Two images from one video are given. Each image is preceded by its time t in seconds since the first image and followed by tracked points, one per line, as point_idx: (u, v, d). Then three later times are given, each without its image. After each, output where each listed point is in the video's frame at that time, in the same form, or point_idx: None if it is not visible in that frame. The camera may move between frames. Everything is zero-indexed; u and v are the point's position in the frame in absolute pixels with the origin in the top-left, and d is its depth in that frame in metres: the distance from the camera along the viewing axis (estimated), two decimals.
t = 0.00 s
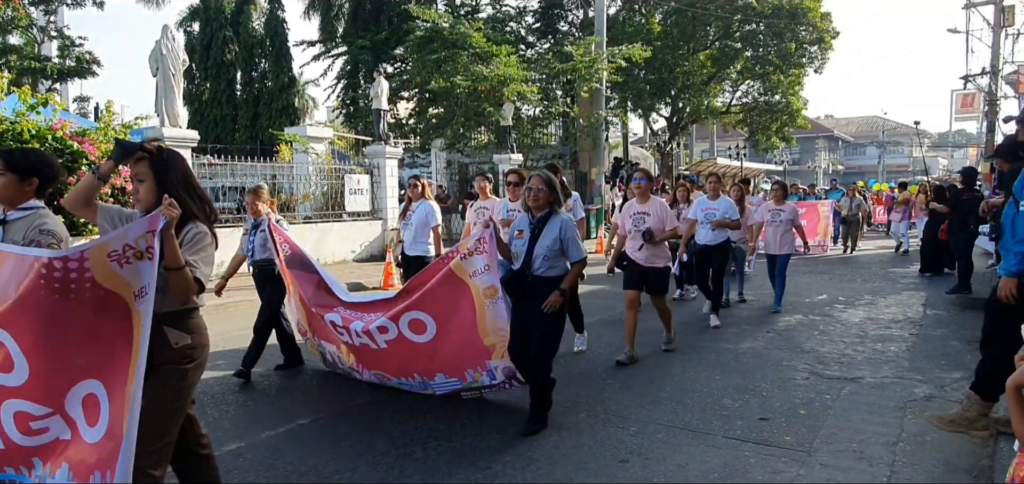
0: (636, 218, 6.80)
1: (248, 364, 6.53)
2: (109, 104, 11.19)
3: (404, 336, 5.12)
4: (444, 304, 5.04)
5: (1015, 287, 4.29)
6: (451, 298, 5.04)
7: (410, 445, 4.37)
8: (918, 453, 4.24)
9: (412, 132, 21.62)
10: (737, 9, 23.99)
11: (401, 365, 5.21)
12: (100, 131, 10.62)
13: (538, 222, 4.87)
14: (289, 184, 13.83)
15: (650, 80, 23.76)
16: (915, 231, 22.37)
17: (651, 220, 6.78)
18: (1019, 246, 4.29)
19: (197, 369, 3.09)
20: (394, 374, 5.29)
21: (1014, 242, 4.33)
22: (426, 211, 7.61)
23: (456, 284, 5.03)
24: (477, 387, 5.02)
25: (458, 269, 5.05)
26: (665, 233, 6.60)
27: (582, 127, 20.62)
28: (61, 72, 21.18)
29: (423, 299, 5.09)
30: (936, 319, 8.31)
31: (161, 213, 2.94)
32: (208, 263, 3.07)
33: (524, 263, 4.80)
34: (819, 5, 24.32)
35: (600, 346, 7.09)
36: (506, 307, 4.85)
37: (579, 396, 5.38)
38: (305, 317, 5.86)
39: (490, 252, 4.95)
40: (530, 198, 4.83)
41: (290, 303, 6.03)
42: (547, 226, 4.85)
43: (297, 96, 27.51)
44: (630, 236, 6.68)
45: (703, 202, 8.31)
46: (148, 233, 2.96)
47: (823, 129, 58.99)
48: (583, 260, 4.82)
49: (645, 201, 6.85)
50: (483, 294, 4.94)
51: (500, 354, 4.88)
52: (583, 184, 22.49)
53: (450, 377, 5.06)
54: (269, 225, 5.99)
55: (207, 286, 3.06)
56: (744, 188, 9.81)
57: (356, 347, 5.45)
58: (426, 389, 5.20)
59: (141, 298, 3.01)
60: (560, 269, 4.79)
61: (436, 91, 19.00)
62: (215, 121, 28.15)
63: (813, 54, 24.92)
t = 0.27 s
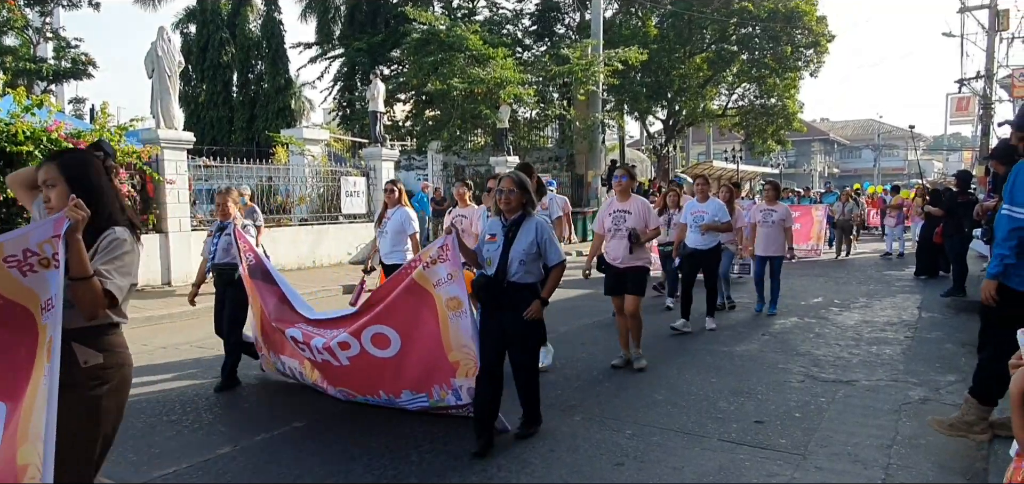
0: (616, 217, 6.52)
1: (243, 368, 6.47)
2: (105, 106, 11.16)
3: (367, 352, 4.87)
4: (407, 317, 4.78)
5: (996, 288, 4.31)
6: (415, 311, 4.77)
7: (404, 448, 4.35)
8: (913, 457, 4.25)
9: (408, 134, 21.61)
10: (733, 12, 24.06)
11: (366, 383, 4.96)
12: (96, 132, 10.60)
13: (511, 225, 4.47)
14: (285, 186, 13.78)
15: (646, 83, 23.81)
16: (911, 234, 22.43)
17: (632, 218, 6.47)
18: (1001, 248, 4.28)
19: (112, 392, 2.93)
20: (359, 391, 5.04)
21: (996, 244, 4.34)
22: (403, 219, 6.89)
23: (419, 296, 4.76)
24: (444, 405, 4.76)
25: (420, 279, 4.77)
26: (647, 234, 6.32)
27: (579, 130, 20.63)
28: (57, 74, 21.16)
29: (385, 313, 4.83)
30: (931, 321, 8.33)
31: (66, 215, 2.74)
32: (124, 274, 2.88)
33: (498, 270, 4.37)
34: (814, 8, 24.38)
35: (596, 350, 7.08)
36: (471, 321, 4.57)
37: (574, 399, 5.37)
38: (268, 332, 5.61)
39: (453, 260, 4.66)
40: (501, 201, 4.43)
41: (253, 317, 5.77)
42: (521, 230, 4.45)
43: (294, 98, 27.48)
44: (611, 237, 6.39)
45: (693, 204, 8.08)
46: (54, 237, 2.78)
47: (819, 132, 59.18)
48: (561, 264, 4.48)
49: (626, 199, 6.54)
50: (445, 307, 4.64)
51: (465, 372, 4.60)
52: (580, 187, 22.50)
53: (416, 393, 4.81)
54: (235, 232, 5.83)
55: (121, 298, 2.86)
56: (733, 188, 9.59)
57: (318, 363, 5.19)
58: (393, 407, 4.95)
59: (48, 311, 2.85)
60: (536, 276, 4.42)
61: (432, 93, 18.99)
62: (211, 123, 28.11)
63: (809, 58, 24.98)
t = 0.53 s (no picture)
0: (600, 226, 6.23)
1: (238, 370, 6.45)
2: (101, 107, 11.13)
3: (325, 357, 4.64)
4: (369, 325, 4.54)
5: (981, 290, 4.35)
6: (377, 318, 4.53)
7: (400, 450, 4.33)
8: (908, 459, 4.25)
9: (405, 136, 21.62)
10: (729, 15, 24.13)
11: (322, 391, 4.73)
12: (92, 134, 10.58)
13: (491, 227, 4.21)
14: (282, 188, 13.75)
15: (643, 86, 23.89)
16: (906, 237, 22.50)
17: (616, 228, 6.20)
18: (988, 249, 4.30)
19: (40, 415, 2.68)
20: (314, 400, 4.82)
21: (984, 245, 4.36)
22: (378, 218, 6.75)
23: (383, 303, 4.52)
24: (401, 421, 4.54)
25: (385, 285, 4.52)
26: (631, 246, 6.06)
27: (575, 132, 20.66)
28: (52, 75, 21.12)
29: (346, 318, 4.58)
30: (926, 324, 8.36)
31: None
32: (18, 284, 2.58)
33: (477, 273, 4.14)
34: (810, 11, 24.47)
35: (593, 352, 7.08)
36: (435, 334, 4.34)
37: (570, 401, 5.37)
38: (222, 333, 5.34)
39: (422, 270, 4.41)
40: (478, 202, 4.18)
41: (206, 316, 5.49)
42: (502, 232, 4.21)
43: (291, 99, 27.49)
44: (594, 247, 6.14)
45: (675, 209, 7.85)
46: None
47: (815, 135, 59.36)
48: (540, 266, 4.32)
49: (611, 207, 6.29)
50: (412, 317, 4.42)
51: (427, 388, 4.38)
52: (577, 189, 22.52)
53: (373, 406, 4.59)
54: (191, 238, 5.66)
55: (15, 313, 2.57)
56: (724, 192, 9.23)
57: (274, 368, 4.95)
58: (348, 419, 4.73)
59: None
60: (517, 278, 4.21)
61: (429, 95, 18.98)
62: (208, 125, 28.07)
63: (805, 61, 25.06)
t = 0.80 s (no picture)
0: (578, 223, 5.89)
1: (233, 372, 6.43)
2: (97, 109, 11.10)
3: (289, 346, 4.21)
4: (338, 321, 4.07)
5: (974, 293, 4.38)
6: (344, 315, 4.05)
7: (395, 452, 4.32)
8: (903, 461, 4.26)
9: (401, 138, 21.63)
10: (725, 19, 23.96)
11: (275, 384, 4.31)
12: (87, 135, 10.50)
13: (478, 236, 3.86)
14: (278, 190, 13.76)
15: (639, 89, 23.97)
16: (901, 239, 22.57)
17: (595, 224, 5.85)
18: (982, 253, 4.33)
19: None
20: (263, 397, 4.40)
21: (978, 249, 4.39)
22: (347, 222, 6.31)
23: (355, 299, 4.03)
24: (346, 436, 4.10)
25: (362, 280, 4.03)
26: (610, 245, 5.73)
27: (571, 135, 20.68)
28: (48, 76, 21.09)
29: (317, 307, 4.13)
30: (921, 327, 8.39)
31: None
32: None
33: (465, 286, 3.80)
34: (806, 15, 24.56)
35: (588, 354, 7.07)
36: (403, 345, 3.85)
37: (566, 404, 5.37)
38: (174, 319, 4.88)
39: (405, 274, 3.90)
40: (461, 210, 3.83)
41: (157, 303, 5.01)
42: (490, 241, 3.85)
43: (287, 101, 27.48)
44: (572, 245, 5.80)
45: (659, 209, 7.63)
46: None
47: (811, 138, 59.54)
48: (539, 277, 3.87)
49: (590, 203, 5.91)
50: (380, 324, 3.94)
51: (381, 404, 3.93)
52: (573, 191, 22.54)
53: (321, 415, 4.16)
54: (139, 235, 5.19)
55: None
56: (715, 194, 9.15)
57: (230, 357, 4.53)
58: (290, 424, 4.30)
59: None
60: (508, 292, 3.85)
61: (426, 97, 18.98)
62: (204, 127, 28.05)
63: (801, 64, 25.15)
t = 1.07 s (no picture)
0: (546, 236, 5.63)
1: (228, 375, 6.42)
2: (93, 111, 11.07)
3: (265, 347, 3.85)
4: (319, 324, 3.76)
5: (970, 296, 4.36)
6: (326, 318, 3.75)
7: (390, 455, 4.30)
8: (897, 463, 4.28)
9: (397, 140, 21.63)
10: (721, 22, 23.83)
11: (240, 389, 3.88)
12: (83, 137, 10.47)
13: (469, 236, 3.72)
14: (273, 192, 13.75)
15: (635, 92, 24.05)
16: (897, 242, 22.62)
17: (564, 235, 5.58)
18: (978, 256, 4.32)
19: None
20: (221, 404, 3.95)
21: (973, 252, 4.39)
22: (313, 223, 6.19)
23: (340, 301, 3.74)
24: (299, 455, 3.68)
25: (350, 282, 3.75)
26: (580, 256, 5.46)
27: (568, 137, 20.70)
28: (43, 78, 21.07)
29: (300, 307, 3.81)
30: (916, 329, 8.41)
31: None
32: None
33: (453, 289, 3.67)
34: (801, 18, 24.63)
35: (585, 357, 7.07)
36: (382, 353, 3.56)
37: (563, 407, 5.36)
38: (135, 316, 4.39)
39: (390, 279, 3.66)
40: (454, 207, 3.71)
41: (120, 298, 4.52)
42: (481, 242, 3.70)
43: (283, 103, 27.47)
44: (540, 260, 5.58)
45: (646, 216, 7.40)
46: None
47: (807, 141, 59.71)
48: (533, 281, 3.68)
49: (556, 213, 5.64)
50: (359, 329, 3.65)
51: (346, 418, 3.59)
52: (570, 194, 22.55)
53: (278, 428, 3.76)
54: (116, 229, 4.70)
55: None
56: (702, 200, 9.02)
57: (193, 357, 4.08)
58: (243, 436, 3.85)
59: None
60: (500, 297, 3.70)
61: (422, 100, 18.97)
62: (200, 129, 28.01)
63: (796, 67, 25.23)
